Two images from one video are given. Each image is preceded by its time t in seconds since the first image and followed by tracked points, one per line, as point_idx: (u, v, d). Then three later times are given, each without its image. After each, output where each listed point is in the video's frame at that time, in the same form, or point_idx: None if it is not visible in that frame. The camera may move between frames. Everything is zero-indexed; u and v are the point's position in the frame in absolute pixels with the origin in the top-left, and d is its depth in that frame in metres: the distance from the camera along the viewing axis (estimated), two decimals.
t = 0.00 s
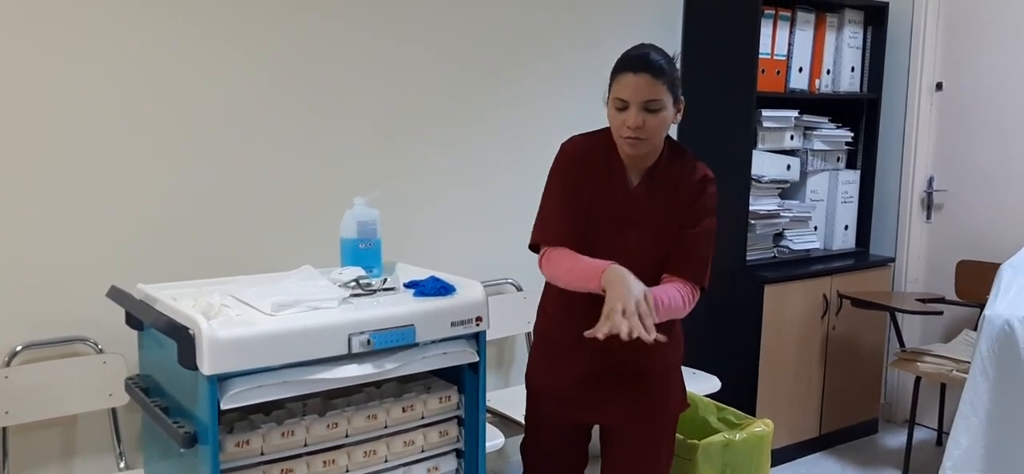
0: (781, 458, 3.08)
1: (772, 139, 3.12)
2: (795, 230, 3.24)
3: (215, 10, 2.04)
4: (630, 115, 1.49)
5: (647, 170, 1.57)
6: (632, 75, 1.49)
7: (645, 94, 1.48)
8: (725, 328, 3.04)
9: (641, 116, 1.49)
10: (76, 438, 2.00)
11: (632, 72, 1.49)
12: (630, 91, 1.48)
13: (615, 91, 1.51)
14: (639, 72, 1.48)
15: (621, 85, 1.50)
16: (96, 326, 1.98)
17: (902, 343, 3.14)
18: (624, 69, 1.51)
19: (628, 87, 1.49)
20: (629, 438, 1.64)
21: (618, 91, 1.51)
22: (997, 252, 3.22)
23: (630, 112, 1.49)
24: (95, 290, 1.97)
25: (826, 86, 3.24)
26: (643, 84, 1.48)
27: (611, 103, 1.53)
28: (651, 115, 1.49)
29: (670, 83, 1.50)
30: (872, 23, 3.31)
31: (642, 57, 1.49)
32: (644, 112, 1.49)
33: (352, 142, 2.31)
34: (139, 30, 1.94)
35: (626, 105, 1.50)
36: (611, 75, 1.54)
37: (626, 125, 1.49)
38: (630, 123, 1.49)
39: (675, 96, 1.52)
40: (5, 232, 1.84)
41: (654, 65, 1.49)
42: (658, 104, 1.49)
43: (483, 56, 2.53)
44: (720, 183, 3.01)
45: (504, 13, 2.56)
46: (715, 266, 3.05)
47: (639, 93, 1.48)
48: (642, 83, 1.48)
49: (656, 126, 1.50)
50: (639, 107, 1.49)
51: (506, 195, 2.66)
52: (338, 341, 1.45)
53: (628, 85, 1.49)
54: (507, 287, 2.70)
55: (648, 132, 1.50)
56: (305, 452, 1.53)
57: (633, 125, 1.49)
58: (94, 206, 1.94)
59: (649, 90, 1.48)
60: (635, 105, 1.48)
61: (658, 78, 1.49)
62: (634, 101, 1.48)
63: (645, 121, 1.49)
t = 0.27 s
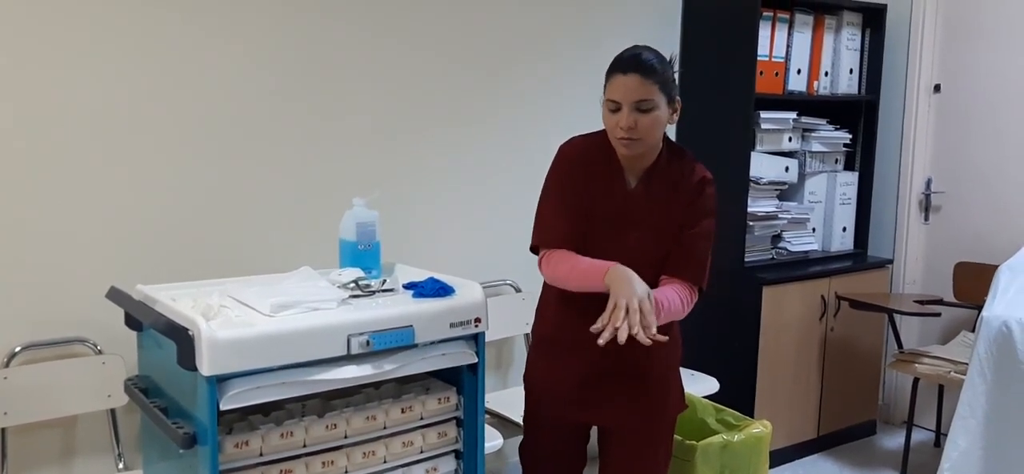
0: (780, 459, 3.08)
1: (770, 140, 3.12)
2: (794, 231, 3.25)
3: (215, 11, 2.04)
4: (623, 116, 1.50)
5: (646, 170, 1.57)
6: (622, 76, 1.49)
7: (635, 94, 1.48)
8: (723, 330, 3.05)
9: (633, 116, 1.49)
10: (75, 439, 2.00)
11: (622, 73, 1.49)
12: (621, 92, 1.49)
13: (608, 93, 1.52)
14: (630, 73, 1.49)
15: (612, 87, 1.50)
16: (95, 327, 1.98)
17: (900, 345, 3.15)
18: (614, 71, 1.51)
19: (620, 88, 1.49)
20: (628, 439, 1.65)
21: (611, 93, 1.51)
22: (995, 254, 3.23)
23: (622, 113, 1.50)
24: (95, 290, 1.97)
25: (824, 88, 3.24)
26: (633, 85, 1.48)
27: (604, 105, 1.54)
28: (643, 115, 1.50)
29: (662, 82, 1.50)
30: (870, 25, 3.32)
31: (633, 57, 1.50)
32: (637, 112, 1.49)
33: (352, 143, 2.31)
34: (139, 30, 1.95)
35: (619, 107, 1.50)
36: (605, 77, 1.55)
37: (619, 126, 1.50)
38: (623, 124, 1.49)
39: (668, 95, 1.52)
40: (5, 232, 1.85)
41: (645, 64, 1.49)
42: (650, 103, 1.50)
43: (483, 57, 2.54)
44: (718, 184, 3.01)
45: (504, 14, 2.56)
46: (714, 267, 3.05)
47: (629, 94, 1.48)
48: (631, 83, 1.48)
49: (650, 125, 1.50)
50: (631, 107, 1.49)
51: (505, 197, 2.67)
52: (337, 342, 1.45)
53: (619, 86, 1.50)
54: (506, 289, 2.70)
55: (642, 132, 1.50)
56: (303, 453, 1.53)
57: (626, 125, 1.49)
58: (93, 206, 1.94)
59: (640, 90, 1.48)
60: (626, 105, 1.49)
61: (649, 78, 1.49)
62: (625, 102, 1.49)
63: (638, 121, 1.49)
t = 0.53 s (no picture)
0: (777, 460, 3.09)
1: (767, 142, 3.13)
2: (791, 233, 3.26)
3: (213, 12, 2.05)
4: (618, 118, 1.50)
5: (643, 172, 1.58)
6: (616, 79, 1.50)
7: (630, 97, 1.49)
8: (721, 331, 3.05)
9: (628, 118, 1.50)
10: (73, 440, 2.00)
11: (616, 75, 1.50)
12: (616, 95, 1.50)
13: (603, 95, 1.52)
14: (624, 75, 1.49)
15: (607, 89, 1.51)
16: (93, 328, 1.99)
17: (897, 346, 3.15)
18: (609, 73, 1.52)
19: (614, 91, 1.50)
20: (625, 440, 1.65)
21: (606, 95, 1.52)
22: (991, 256, 3.24)
23: (617, 116, 1.50)
24: (95, 290, 1.97)
25: (821, 90, 3.25)
26: (628, 87, 1.49)
27: (600, 107, 1.54)
28: (638, 117, 1.50)
29: (657, 84, 1.51)
30: (867, 27, 3.33)
31: (628, 60, 1.50)
32: (632, 114, 1.50)
33: (350, 144, 2.31)
34: (138, 31, 1.95)
35: (614, 109, 1.51)
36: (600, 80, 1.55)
37: (615, 128, 1.51)
38: (617, 126, 1.50)
39: (663, 97, 1.52)
40: (6, 231, 1.85)
41: (640, 66, 1.49)
42: (645, 105, 1.50)
43: (481, 59, 2.54)
44: (716, 185, 3.02)
45: (502, 16, 2.57)
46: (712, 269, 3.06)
47: (624, 96, 1.49)
48: (626, 86, 1.48)
49: (645, 127, 1.51)
50: (627, 109, 1.49)
51: (503, 198, 2.67)
52: (335, 343, 1.46)
53: (614, 88, 1.50)
54: (504, 290, 2.71)
55: (637, 134, 1.50)
56: (301, 454, 1.54)
57: (621, 128, 1.50)
58: (93, 206, 1.94)
59: (634, 93, 1.48)
60: (621, 108, 1.49)
61: (644, 80, 1.49)
62: (620, 104, 1.49)
63: (633, 123, 1.50)
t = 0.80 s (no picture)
0: (774, 460, 3.09)
1: (765, 143, 3.13)
2: (788, 233, 3.27)
3: (210, 13, 2.05)
4: (615, 118, 1.50)
5: (640, 172, 1.58)
6: (614, 78, 1.50)
7: (627, 96, 1.49)
8: (718, 332, 3.05)
9: (626, 118, 1.50)
10: (70, 441, 2.00)
11: (614, 75, 1.50)
12: (612, 94, 1.50)
13: (600, 95, 1.53)
14: (622, 75, 1.49)
15: (604, 88, 1.51)
16: (90, 329, 1.98)
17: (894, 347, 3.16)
18: (607, 73, 1.52)
19: (611, 90, 1.50)
20: (622, 440, 1.65)
21: (603, 94, 1.52)
22: (988, 256, 3.24)
23: (614, 115, 1.50)
24: (93, 290, 1.97)
25: (818, 91, 3.26)
26: (625, 86, 1.49)
27: (597, 107, 1.54)
28: (635, 116, 1.50)
29: (654, 84, 1.51)
30: (865, 28, 3.34)
31: (625, 59, 1.50)
32: (629, 114, 1.50)
33: (348, 144, 2.31)
34: (136, 32, 1.95)
35: (611, 108, 1.51)
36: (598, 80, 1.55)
37: (612, 127, 1.51)
38: (615, 125, 1.50)
39: (660, 96, 1.52)
40: (5, 231, 1.85)
41: (637, 66, 1.50)
42: (642, 104, 1.50)
43: (479, 59, 2.55)
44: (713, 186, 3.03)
45: (500, 16, 2.57)
46: (709, 269, 3.06)
47: (620, 96, 1.49)
48: (623, 85, 1.49)
49: (642, 126, 1.51)
50: (624, 109, 1.50)
51: (501, 198, 2.67)
52: (331, 343, 1.46)
53: (611, 88, 1.50)
54: (502, 291, 2.71)
55: (634, 134, 1.50)
56: (298, 455, 1.53)
57: (618, 127, 1.50)
58: (92, 206, 1.94)
59: (631, 92, 1.49)
60: (618, 107, 1.50)
61: (641, 79, 1.49)
62: (617, 103, 1.50)
63: (630, 122, 1.50)
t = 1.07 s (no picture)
0: (771, 461, 3.09)
1: (762, 144, 3.14)
2: (785, 234, 3.27)
3: (208, 14, 2.05)
4: (614, 123, 1.50)
5: (637, 172, 1.58)
6: (612, 83, 1.50)
7: (627, 101, 1.49)
8: (716, 333, 3.05)
9: (625, 123, 1.50)
10: (67, 442, 1.99)
11: (612, 80, 1.50)
12: (611, 99, 1.50)
13: (599, 99, 1.52)
14: (621, 80, 1.49)
15: (603, 93, 1.51)
16: (87, 330, 1.98)
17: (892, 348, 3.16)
18: (604, 77, 1.51)
19: (610, 95, 1.50)
20: (620, 441, 1.65)
21: (601, 99, 1.52)
22: (985, 257, 3.24)
23: (614, 120, 1.51)
24: (92, 290, 1.97)
25: (816, 92, 3.26)
26: (624, 92, 1.49)
27: (596, 110, 1.54)
28: (635, 121, 1.50)
29: (652, 87, 1.51)
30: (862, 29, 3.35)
31: (622, 62, 1.50)
32: (628, 119, 1.50)
33: (345, 145, 2.31)
34: (134, 33, 1.95)
35: (610, 113, 1.51)
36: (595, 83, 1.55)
37: (611, 132, 1.51)
38: (614, 131, 1.50)
39: (659, 99, 1.52)
40: (4, 231, 1.85)
41: (636, 70, 1.49)
42: (641, 109, 1.50)
43: (478, 60, 2.55)
44: (711, 187, 3.03)
45: (499, 17, 2.58)
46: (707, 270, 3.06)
47: (620, 101, 1.49)
48: (622, 91, 1.48)
49: (641, 131, 1.51)
50: (623, 114, 1.50)
51: (499, 199, 2.67)
52: (328, 344, 1.46)
53: (610, 93, 1.50)
54: (499, 291, 2.71)
55: (633, 138, 1.51)
56: (295, 456, 1.53)
57: (618, 132, 1.50)
58: (90, 206, 1.94)
59: (631, 97, 1.48)
60: (618, 113, 1.50)
61: (640, 84, 1.49)
62: (617, 109, 1.49)
63: (629, 128, 1.50)
